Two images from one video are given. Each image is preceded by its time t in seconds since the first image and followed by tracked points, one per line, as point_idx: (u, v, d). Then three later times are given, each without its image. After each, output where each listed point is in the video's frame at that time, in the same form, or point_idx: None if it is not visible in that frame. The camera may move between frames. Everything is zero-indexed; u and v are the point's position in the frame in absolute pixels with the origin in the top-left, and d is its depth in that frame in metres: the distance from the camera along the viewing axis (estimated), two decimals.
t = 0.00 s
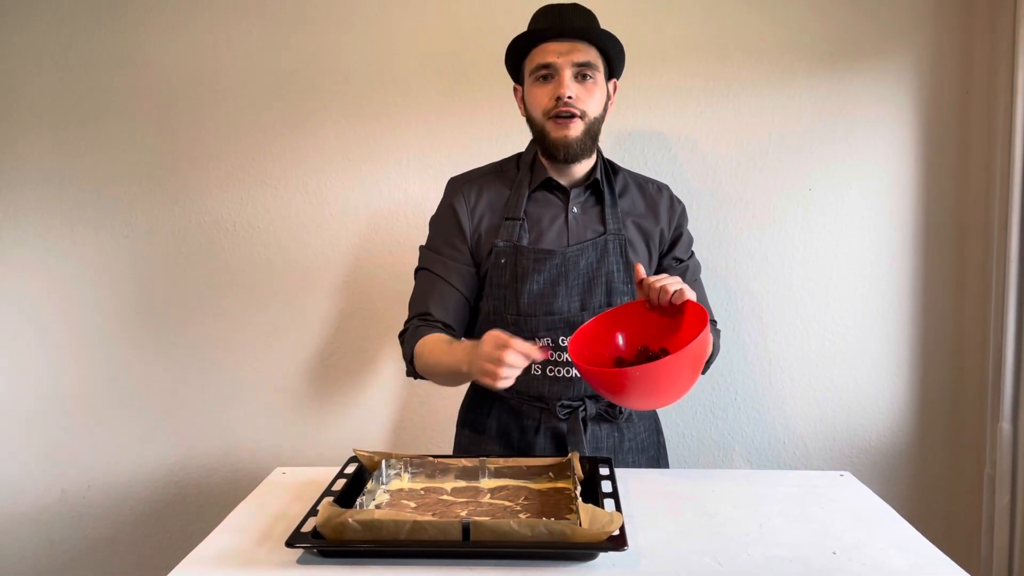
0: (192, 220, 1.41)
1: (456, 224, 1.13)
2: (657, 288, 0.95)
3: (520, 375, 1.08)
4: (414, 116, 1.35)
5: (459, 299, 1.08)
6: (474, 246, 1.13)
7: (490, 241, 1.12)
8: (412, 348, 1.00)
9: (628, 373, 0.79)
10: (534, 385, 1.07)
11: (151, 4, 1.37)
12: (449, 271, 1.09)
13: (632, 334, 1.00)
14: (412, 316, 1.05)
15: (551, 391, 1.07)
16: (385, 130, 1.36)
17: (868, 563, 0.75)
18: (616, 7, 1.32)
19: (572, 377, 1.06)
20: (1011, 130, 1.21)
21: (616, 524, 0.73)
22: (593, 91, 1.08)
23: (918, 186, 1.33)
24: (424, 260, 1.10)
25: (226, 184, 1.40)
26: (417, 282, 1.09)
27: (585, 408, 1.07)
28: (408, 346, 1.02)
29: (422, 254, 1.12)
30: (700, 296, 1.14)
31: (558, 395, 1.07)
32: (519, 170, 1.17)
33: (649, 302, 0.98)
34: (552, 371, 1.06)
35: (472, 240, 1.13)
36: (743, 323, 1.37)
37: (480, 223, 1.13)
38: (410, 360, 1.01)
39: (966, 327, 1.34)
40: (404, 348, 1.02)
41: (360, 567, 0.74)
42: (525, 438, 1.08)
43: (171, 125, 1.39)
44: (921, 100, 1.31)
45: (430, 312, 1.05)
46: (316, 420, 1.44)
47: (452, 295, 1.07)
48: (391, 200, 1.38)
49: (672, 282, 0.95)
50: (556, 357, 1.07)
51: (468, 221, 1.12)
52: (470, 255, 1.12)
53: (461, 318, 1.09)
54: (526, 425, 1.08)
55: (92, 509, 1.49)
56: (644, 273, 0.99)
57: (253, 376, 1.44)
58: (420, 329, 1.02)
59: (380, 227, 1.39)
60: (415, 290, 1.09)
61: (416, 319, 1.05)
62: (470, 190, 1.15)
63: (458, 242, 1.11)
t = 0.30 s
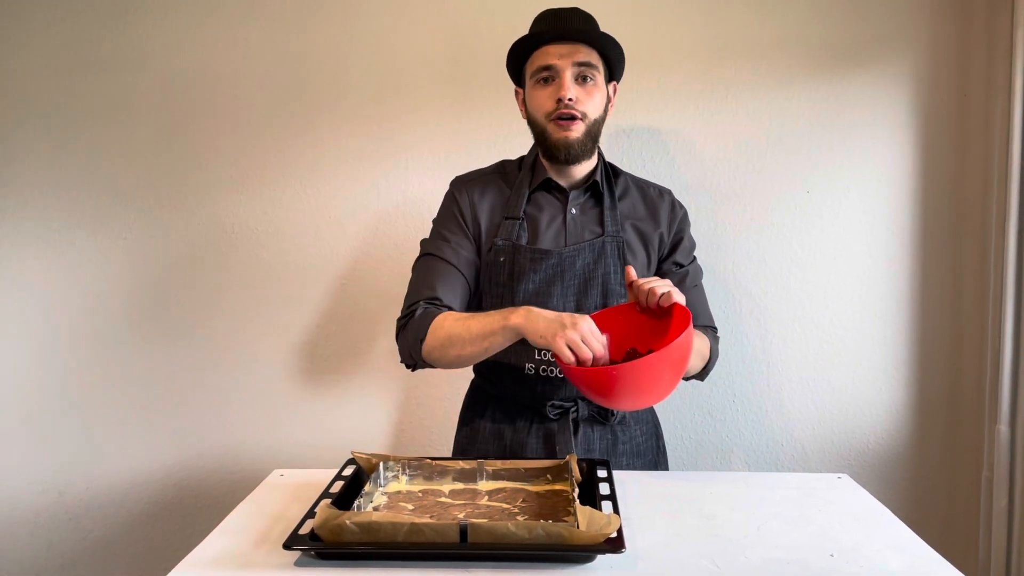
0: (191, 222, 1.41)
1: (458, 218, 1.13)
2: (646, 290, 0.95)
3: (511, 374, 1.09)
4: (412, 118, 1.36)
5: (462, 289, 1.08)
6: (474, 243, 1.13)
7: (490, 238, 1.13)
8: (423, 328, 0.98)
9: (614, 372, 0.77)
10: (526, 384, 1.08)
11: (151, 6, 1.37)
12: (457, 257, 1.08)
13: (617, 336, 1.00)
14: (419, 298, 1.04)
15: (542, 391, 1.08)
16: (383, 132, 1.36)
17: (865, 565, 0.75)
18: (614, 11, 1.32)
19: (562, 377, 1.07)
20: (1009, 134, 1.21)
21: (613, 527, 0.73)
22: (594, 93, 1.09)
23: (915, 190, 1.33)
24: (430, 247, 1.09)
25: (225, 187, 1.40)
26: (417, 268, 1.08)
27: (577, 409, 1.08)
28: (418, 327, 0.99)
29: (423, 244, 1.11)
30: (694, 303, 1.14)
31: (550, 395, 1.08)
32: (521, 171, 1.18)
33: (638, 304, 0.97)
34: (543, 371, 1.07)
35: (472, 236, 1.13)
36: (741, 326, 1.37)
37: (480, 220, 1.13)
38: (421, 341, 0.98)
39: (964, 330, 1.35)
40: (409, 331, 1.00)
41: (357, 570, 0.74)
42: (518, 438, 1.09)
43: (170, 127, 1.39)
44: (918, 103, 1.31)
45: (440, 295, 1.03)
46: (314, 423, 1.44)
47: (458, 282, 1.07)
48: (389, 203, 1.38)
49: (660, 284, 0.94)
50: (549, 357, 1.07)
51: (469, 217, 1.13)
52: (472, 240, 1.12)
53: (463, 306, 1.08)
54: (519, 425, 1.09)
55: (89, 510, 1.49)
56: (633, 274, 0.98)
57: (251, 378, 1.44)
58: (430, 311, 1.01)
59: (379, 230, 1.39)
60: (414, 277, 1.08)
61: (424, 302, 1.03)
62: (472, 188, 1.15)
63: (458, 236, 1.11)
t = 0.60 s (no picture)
0: (189, 225, 1.41)
1: (465, 230, 1.12)
2: (654, 296, 0.96)
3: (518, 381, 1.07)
4: (411, 120, 1.36)
5: (468, 304, 1.08)
6: (482, 253, 1.12)
7: (497, 247, 1.12)
8: (425, 355, 1.00)
9: (622, 373, 0.77)
10: (533, 391, 1.06)
11: (150, 8, 1.37)
12: (460, 278, 1.08)
13: (627, 341, 1.00)
14: (421, 322, 1.05)
15: (550, 398, 1.06)
16: (382, 134, 1.37)
17: (863, 568, 0.75)
18: (612, 15, 1.32)
19: (571, 385, 1.06)
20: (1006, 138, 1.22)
21: (611, 530, 0.73)
22: (613, 101, 1.10)
23: (913, 193, 1.33)
24: (435, 267, 1.09)
25: (223, 189, 1.40)
26: (423, 287, 1.09)
27: (583, 415, 1.08)
28: (420, 353, 1.01)
29: (428, 259, 1.12)
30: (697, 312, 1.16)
31: (558, 402, 1.06)
32: (528, 180, 1.18)
33: (645, 310, 0.98)
34: (551, 378, 1.06)
35: (480, 246, 1.12)
36: (739, 329, 1.37)
37: (488, 230, 1.13)
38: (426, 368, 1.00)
39: (962, 333, 1.35)
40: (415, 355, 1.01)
41: (355, 573, 0.74)
42: (523, 443, 1.09)
43: (169, 129, 1.39)
44: (916, 106, 1.32)
45: (442, 319, 1.04)
46: (312, 426, 1.44)
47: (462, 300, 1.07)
48: (388, 206, 1.38)
49: (668, 291, 0.96)
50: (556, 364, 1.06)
51: (477, 228, 1.12)
52: (479, 255, 1.12)
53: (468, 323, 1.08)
54: (524, 430, 1.10)
55: (86, 513, 1.48)
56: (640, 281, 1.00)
57: (250, 380, 1.44)
58: (431, 335, 1.02)
59: (376, 233, 1.39)
60: (422, 295, 1.08)
61: (426, 326, 1.04)
62: (479, 197, 1.15)
63: (467, 247, 1.11)
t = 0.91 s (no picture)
0: (187, 228, 1.41)
1: (474, 219, 1.11)
2: (672, 282, 1.03)
3: (536, 376, 1.08)
4: (408, 123, 1.36)
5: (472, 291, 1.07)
6: (490, 243, 1.12)
7: (508, 238, 1.12)
8: (412, 334, 0.99)
9: (651, 352, 0.83)
10: (551, 385, 1.08)
11: (148, 12, 1.37)
12: (459, 265, 1.07)
13: (652, 324, 1.06)
14: (414, 303, 1.04)
15: (567, 391, 1.08)
16: (380, 137, 1.37)
17: (861, 571, 0.75)
18: (609, 20, 1.33)
19: (589, 377, 1.08)
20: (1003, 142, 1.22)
21: (609, 533, 0.73)
22: (617, 97, 1.12)
23: (910, 197, 1.34)
24: (434, 252, 1.08)
25: (221, 193, 1.40)
26: (423, 274, 1.08)
27: (600, 409, 1.09)
28: (408, 331, 1.00)
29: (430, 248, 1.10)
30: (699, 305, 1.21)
31: (575, 396, 1.08)
32: (533, 175, 1.19)
33: (663, 296, 1.05)
34: (567, 370, 1.08)
35: (488, 235, 1.12)
36: (738, 331, 1.38)
37: (498, 219, 1.13)
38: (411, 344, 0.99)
39: (959, 336, 1.35)
40: (406, 332, 1.00)
41: None
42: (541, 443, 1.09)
43: (167, 132, 1.39)
44: (913, 109, 1.32)
45: (435, 301, 1.03)
46: (309, 430, 1.44)
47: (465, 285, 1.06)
48: (386, 210, 1.39)
49: (685, 277, 1.03)
50: (573, 356, 1.08)
51: (486, 217, 1.11)
52: (482, 246, 1.11)
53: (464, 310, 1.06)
54: (543, 429, 1.09)
55: (82, 518, 1.48)
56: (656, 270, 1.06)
57: (248, 384, 1.44)
58: (421, 316, 1.01)
59: (374, 238, 1.39)
60: (421, 280, 1.07)
61: (417, 308, 1.03)
62: (488, 188, 1.14)
63: (474, 235, 1.10)
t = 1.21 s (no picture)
0: (186, 231, 1.41)
1: (477, 224, 1.11)
2: (677, 281, 1.03)
3: (541, 379, 1.08)
4: (407, 125, 1.36)
5: (476, 298, 1.08)
6: (493, 248, 1.12)
7: (511, 242, 1.12)
8: (421, 347, 0.99)
9: (657, 348, 0.83)
10: (556, 387, 1.07)
11: (148, 14, 1.38)
12: (464, 274, 1.07)
13: (657, 321, 1.07)
14: (421, 316, 1.04)
15: (572, 393, 1.08)
16: (379, 139, 1.37)
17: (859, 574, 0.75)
18: (608, 23, 1.33)
19: (592, 378, 1.08)
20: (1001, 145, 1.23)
21: (607, 535, 0.73)
22: (622, 104, 1.13)
23: (909, 200, 1.34)
24: (439, 261, 1.08)
25: (220, 195, 1.40)
26: (428, 283, 1.08)
27: (605, 410, 1.09)
28: (416, 347, 1.00)
29: (434, 256, 1.10)
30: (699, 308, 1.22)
31: (579, 397, 1.08)
32: (534, 178, 1.19)
33: (667, 295, 1.06)
34: (572, 372, 1.08)
35: (492, 241, 1.11)
36: (738, 334, 1.38)
37: (501, 225, 1.12)
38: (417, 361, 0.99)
39: (957, 339, 1.35)
40: (413, 347, 1.00)
41: None
42: (547, 445, 1.08)
43: (166, 134, 1.39)
44: (911, 112, 1.32)
45: (442, 313, 1.03)
46: (308, 432, 1.44)
47: (470, 293, 1.07)
48: (385, 213, 1.39)
49: (690, 277, 1.03)
50: (577, 358, 1.08)
51: (490, 222, 1.11)
52: (487, 252, 1.11)
53: (470, 320, 1.07)
54: (547, 431, 1.08)
55: (80, 520, 1.48)
56: (660, 270, 1.08)
57: (245, 387, 1.44)
58: (430, 330, 1.01)
59: (373, 240, 1.40)
60: (426, 291, 1.07)
61: (424, 321, 1.03)
62: (490, 193, 1.13)
63: (478, 241, 1.10)
